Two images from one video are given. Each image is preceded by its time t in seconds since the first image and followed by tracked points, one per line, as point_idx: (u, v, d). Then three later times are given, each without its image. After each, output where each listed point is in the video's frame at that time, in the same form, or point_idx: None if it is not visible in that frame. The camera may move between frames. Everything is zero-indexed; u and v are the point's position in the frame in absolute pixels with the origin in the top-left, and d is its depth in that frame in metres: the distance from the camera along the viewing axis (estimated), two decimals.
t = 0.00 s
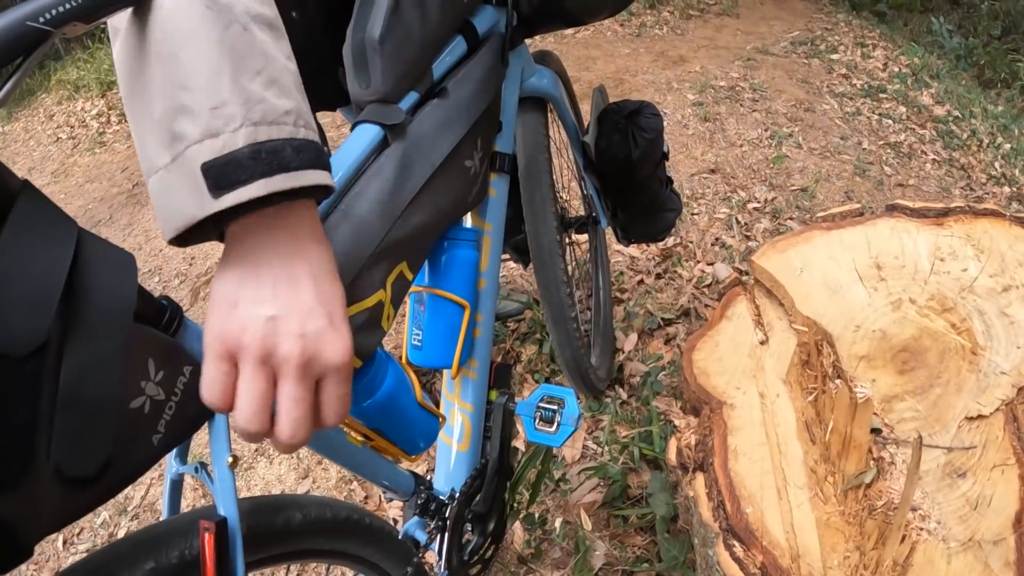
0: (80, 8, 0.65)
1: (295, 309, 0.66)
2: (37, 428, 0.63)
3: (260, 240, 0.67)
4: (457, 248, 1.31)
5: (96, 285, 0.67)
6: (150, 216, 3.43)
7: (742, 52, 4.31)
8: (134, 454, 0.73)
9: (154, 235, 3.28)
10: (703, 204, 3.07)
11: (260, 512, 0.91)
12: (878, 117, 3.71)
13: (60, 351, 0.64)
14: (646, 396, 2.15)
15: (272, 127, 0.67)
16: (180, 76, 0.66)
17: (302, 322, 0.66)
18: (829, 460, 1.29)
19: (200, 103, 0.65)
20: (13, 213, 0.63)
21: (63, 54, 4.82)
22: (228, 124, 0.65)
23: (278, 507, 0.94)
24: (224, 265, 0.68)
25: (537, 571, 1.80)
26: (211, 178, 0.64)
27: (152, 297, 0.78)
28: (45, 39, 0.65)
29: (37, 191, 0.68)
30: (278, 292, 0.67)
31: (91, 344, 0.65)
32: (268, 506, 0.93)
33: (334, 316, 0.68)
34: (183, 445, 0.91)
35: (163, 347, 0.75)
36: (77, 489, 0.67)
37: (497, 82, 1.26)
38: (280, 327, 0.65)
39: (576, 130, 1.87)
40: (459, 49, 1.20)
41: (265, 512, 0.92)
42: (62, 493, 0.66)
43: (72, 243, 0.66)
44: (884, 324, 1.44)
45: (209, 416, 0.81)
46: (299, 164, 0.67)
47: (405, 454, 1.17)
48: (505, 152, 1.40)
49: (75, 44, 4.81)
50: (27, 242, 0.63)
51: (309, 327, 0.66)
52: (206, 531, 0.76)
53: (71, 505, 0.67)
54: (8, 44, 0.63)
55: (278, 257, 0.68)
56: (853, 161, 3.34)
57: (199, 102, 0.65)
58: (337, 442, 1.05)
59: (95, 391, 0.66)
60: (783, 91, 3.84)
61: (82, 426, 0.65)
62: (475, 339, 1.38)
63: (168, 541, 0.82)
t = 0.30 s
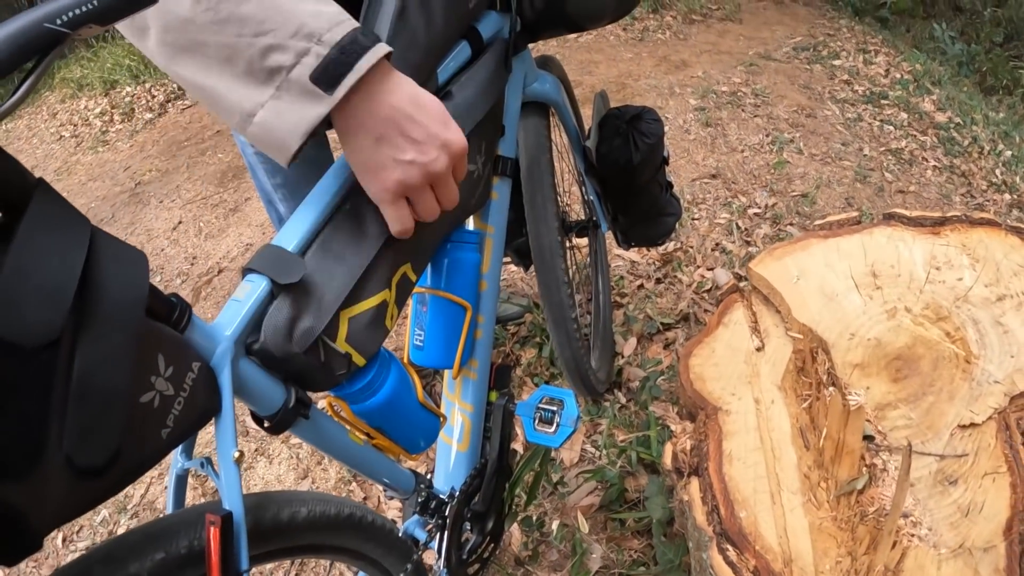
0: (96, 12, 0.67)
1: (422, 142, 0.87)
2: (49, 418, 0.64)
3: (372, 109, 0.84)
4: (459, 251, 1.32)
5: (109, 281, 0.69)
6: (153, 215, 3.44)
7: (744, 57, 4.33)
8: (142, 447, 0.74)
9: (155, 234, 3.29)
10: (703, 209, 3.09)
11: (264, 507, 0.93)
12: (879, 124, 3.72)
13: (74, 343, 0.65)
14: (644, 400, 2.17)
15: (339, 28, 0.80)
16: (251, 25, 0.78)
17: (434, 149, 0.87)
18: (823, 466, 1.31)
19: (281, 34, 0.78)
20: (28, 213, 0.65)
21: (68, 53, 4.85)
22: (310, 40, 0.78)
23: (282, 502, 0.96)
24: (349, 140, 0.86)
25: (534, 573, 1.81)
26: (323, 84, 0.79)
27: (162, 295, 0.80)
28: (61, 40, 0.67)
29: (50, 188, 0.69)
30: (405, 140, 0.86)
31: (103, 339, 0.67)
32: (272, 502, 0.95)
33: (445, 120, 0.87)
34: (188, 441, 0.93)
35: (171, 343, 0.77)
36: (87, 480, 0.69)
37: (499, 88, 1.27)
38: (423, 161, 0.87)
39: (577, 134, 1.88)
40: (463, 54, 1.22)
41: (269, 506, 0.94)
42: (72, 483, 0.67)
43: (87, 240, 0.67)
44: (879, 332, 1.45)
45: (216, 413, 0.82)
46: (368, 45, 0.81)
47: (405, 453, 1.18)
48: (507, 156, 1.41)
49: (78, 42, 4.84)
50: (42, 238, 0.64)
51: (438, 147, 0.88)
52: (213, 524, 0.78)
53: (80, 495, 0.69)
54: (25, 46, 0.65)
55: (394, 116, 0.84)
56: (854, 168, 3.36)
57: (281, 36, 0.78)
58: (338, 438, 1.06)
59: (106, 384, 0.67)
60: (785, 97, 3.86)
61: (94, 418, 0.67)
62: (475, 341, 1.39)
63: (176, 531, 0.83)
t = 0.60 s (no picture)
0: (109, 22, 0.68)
1: (375, 77, 0.84)
2: (58, 420, 0.66)
3: (317, 53, 0.82)
4: (461, 256, 1.34)
5: (119, 286, 0.70)
6: (155, 214, 3.46)
7: (747, 62, 4.35)
8: (150, 448, 0.75)
9: (158, 234, 3.31)
10: (705, 214, 3.10)
11: (267, 507, 0.95)
12: (881, 130, 3.74)
13: (83, 347, 0.67)
14: (644, 404, 2.20)
15: None
16: None
17: (388, 83, 0.84)
18: (820, 470, 1.32)
19: None
20: (41, 219, 0.66)
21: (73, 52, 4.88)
22: None
23: (285, 502, 0.98)
24: (304, 86, 0.84)
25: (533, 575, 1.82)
26: (254, 30, 0.79)
27: (170, 297, 0.80)
28: (75, 50, 0.67)
29: (62, 192, 0.71)
30: (357, 79, 0.84)
31: (111, 342, 0.68)
32: (275, 501, 0.96)
33: (397, 53, 0.85)
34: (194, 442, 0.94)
35: (179, 345, 0.78)
36: (95, 480, 0.70)
37: (502, 95, 1.29)
38: (380, 98, 0.85)
39: (580, 140, 1.90)
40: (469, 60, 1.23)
41: (273, 506, 0.96)
42: (81, 484, 0.69)
43: (98, 244, 0.69)
44: (876, 340, 1.47)
45: (222, 413, 0.83)
46: None
47: (406, 454, 1.20)
48: (510, 162, 1.43)
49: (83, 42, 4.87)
50: (54, 244, 0.65)
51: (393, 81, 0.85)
52: (218, 524, 0.79)
53: (88, 495, 0.70)
54: (38, 54, 0.65)
55: (343, 57, 0.83)
56: (855, 174, 3.37)
57: None
58: (339, 438, 1.07)
59: (113, 387, 0.69)
60: (787, 102, 3.88)
61: (100, 419, 0.68)
62: (477, 345, 1.42)
63: (181, 530, 0.85)
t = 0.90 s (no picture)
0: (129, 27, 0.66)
1: (449, 136, 0.94)
2: (77, 427, 0.66)
3: (407, 101, 0.89)
4: (469, 262, 1.36)
5: (136, 293, 0.71)
6: (158, 215, 3.48)
7: (749, 68, 4.37)
8: (164, 454, 0.76)
9: (161, 234, 3.33)
10: (706, 219, 3.12)
11: (276, 512, 0.96)
12: (882, 136, 3.76)
13: (102, 354, 0.67)
14: (645, 409, 2.21)
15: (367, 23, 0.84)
16: (286, 32, 0.81)
17: (456, 140, 0.95)
18: (818, 475, 1.34)
19: (316, 36, 0.82)
20: (58, 226, 0.66)
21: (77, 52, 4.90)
22: (346, 38, 0.83)
23: (294, 506, 0.99)
24: (385, 129, 0.91)
25: None
26: (368, 79, 0.85)
27: (185, 304, 0.82)
28: (92, 55, 0.66)
29: (78, 198, 0.70)
30: (433, 132, 0.93)
31: (130, 350, 0.69)
32: (284, 506, 0.98)
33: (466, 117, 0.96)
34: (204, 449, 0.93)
35: (193, 352, 0.79)
36: (112, 486, 0.70)
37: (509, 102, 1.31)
38: (447, 152, 0.95)
39: (586, 147, 1.92)
40: (480, 67, 1.27)
41: (281, 510, 0.97)
42: (98, 490, 0.69)
43: (115, 251, 0.69)
44: (875, 348, 1.48)
45: (235, 420, 0.84)
46: (401, 38, 0.85)
47: (413, 458, 1.22)
48: (517, 169, 1.45)
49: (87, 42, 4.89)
50: (71, 251, 0.65)
51: (459, 139, 0.95)
52: (231, 529, 0.80)
53: (103, 501, 0.70)
54: (57, 58, 0.63)
55: (429, 109, 0.90)
56: (856, 180, 3.39)
57: (318, 38, 0.82)
58: (350, 443, 1.10)
59: (132, 395, 0.69)
60: (789, 108, 3.90)
61: (119, 426, 0.69)
62: (483, 350, 1.44)
63: (192, 536, 0.86)
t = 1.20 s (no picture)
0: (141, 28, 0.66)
1: (469, 147, 0.96)
2: (87, 429, 0.67)
3: (427, 115, 0.91)
4: (472, 265, 1.37)
5: (147, 294, 0.71)
6: (159, 216, 3.49)
7: (750, 73, 4.39)
8: (173, 453, 0.77)
9: (163, 236, 3.34)
10: (707, 224, 3.14)
11: (281, 513, 0.97)
12: (883, 142, 3.78)
13: (113, 356, 0.68)
14: (644, 412, 2.22)
15: (380, 44, 0.86)
16: (301, 57, 0.84)
17: (474, 152, 0.97)
18: (815, 476, 1.35)
19: (330, 59, 0.84)
20: (70, 226, 0.67)
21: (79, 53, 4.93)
22: (360, 61, 0.85)
23: (297, 507, 1.00)
24: (406, 144, 0.93)
25: None
26: (383, 100, 0.86)
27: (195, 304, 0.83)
28: (106, 55, 0.66)
29: (91, 198, 0.71)
30: (454, 144, 0.95)
31: (140, 351, 0.70)
32: (288, 507, 0.99)
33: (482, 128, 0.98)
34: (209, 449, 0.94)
35: (203, 352, 0.80)
36: (121, 485, 0.71)
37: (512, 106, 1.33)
38: (467, 164, 0.97)
39: (588, 152, 1.94)
40: (485, 72, 1.29)
41: (285, 511, 0.98)
42: (108, 490, 0.70)
43: (127, 253, 0.70)
44: (872, 351, 1.49)
45: (242, 421, 0.85)
46: (413, 55, 0.87)
47: (415, 460, 1.23)
48: (521, 173, 1.47)
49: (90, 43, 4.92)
50: (83, 251, 0.66)
51: (477, 151, 0.97)
52: (237, 529, 0.81)
53: (113, 501, 0.71)
54: (71, 58, 0.63)
55: (444, 122, 0.92)
56: (856, 186, 3.41)
57: (332, 61, 0.84)
58: (353, 444, 1.11)
59: (142, 397, 0.70)
60: (790, 113, 3.92)
61: (129, 427, 0.70)
62: (485, 352, 1.45)
63: (197, 537, 0.87)
